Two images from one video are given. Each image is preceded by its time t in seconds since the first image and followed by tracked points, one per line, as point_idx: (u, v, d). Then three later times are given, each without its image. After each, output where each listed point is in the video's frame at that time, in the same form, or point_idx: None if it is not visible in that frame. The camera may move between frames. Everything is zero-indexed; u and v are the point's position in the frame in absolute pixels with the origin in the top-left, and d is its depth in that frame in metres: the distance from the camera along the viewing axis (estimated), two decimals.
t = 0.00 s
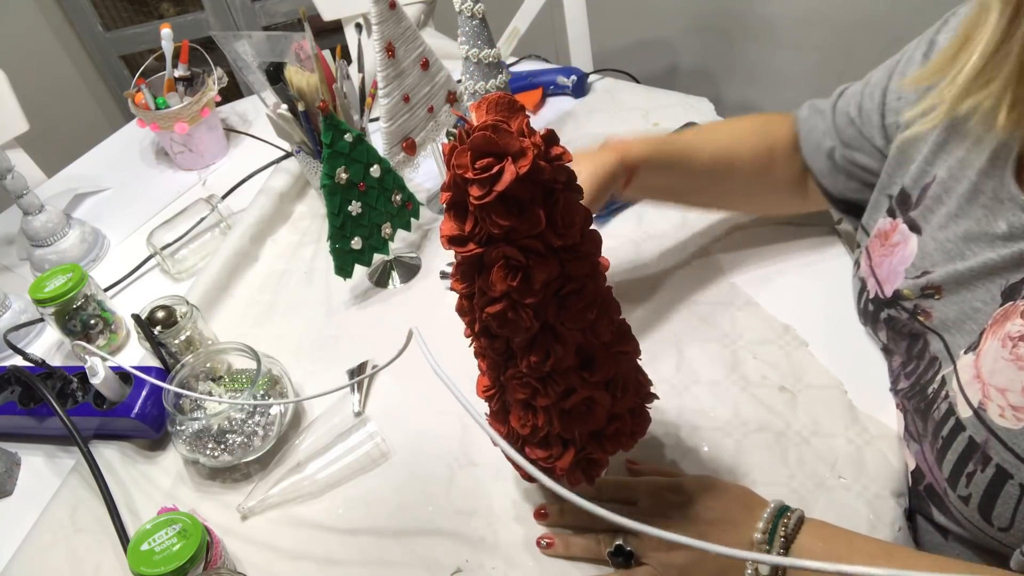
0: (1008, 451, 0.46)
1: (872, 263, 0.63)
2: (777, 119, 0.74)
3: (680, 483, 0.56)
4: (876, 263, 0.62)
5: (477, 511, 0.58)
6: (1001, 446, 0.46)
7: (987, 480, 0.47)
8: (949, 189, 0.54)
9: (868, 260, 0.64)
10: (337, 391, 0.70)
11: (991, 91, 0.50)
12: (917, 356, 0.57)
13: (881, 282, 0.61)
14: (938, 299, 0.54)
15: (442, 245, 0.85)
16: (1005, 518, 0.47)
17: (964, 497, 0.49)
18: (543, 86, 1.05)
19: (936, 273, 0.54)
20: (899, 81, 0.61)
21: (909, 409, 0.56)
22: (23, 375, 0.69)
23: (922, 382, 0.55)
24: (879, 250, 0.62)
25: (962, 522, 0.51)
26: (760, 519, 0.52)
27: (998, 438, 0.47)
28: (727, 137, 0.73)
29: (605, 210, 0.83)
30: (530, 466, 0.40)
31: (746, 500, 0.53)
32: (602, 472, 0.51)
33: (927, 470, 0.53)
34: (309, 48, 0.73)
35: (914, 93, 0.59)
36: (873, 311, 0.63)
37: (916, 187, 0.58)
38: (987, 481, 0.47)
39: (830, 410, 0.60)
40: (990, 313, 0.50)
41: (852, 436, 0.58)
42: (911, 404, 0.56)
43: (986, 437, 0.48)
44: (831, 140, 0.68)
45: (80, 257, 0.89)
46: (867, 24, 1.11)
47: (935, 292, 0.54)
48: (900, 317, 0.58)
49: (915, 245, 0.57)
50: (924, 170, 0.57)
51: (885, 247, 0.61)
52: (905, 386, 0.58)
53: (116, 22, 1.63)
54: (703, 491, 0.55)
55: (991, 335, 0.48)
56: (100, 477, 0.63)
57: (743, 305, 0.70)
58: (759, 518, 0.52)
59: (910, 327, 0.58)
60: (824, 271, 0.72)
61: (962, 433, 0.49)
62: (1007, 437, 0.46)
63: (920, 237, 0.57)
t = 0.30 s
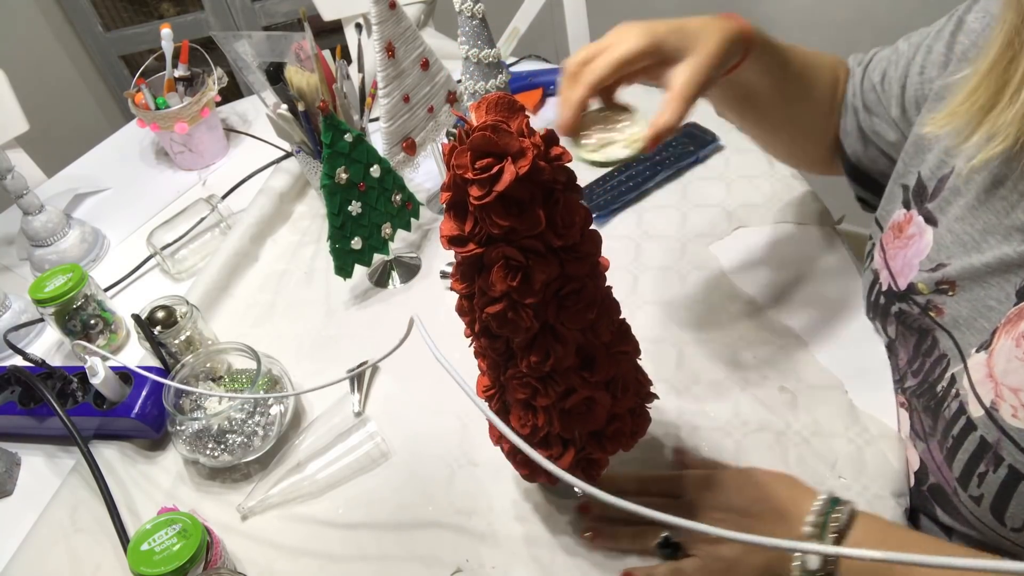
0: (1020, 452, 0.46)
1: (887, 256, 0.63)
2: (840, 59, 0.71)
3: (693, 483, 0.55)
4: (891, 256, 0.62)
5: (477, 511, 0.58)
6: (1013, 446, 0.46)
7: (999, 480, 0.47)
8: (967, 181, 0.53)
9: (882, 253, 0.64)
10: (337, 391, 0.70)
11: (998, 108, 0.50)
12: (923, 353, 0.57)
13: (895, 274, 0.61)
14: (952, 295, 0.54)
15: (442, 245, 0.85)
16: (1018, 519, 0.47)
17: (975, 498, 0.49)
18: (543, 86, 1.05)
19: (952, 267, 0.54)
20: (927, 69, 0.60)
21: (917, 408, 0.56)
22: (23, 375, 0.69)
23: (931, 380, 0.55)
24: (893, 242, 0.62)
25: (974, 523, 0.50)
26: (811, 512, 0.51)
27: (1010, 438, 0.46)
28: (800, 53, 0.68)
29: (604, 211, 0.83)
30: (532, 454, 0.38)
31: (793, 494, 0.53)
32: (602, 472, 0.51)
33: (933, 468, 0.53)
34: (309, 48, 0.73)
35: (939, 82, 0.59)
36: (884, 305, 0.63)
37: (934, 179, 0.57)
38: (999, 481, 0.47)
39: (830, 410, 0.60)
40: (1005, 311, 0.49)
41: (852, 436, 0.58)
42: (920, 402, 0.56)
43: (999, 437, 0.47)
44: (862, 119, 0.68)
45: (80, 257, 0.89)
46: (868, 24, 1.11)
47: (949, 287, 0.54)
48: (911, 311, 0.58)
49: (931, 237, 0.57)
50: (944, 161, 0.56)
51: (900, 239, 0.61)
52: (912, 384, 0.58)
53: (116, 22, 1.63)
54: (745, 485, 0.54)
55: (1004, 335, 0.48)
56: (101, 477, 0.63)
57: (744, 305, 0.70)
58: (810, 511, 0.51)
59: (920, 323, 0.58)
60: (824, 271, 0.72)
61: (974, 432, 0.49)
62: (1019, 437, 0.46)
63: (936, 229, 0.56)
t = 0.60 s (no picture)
0: None
1: (890, 261, 0.63)
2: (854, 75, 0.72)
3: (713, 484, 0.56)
4: (895, 261, 0.62)
5: (477, 511, 0.58)
6: None
7: (1016, 492, 0.48)
8: (970, 184, 0.53)
9: (885, 257, 0.64)
10: (337, 391, 0.70)
11: (1005, 111, 0.48)
12: (928, 359, 0.57)
13: (898, 279, 0.61)
14: (957, 302, 0.54)
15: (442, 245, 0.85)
16: None
17: (991, 508, 0.50)
18: (543, 86, 1.05)
19: (956, 273, 0.54)
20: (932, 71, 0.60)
21: (923, 413, 0.56)
22: (23, 375, 0.69)
23: (937, 386, 0.55)
24: (897, 246, 0.62)
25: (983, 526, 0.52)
26: (878, 506, 0.51)
27: None
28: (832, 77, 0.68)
29: (605, 211, 0.83)
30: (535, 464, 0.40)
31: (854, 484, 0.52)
32: (602, 472, 0.51)
33: (945, 474, 0.53)
34: (309, 48, 0.73)
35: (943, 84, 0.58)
36: (886, 309, 0.62)
37: (936, 183, 0.57)
38: (1015, 492, 0.48)
39: (830, 410, 0.60)
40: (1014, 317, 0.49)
41: (852, 436, 0.58)
42: (925, 408, 0.56)
43: (1014, 449, 0.47)
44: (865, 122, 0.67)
45: (80, 257, 0.89)
46: (867, 24, 1.11)
47: (954, 294, 0.54)
48: (914, 316, 0.58)
49: (934, 241, 0.57)
50: (946, 165, 0.56)
51: (903, 243, 0.61)
52: (916, 389, 0.58)
53: (116, 22, 1.63)
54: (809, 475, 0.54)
55: (1013, 342, 0.48)
56: (100, 477, 0.63)
57: (744, 305, 0.70)
58: (877, 505, 0.51)
59: (923, 328, 0.57)
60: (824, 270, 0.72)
61: (987, 443, 0.49)
62: None
63: (938, 233, 0.57)
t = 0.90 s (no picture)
0: None
1: (886, 268, 0.63)
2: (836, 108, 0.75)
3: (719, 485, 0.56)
4: (891, 268, 0.62)
5: (477, 510, 0.58)
6: None
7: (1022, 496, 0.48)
8: (963, 190, 0.54)
9: (881, 264, 0.64)
10: (337, 391, 0.70)
11: (1004, 112, 0.48)
12: (935, 364, 0.57)
13: (896, 287, 0.61)
14: (959, 308, 0.54)
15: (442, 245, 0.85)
16: None
17: (996, 511, 0.50)
18: (543, 86, 1.05)
19: (956, 282, 0.54)
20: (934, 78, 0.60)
21: (929, 416, 0.56)
22: (23, 374, 0.69)
23: (942, 389, 0.55)
24: (892, 253, 0.62)
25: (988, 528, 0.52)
26: (885, 509, 0.51)
27: None
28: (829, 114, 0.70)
29: (605, 211, 0.83)
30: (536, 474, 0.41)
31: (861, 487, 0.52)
32: (602, 472, 0.51)
33: (951, 478, 0.54)
34: (309, 48, 0.73)
35: (940, 91, 0.59)
36: (887, 317, 0.62)
37: (929, 190, 0.58)
38: (1021, 496, 0.48)
39: (830, 410, 0.60)
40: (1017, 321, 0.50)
41: (852, 436, 0.58)
42: (930, 410, 0.56)
43: (1020, 452, 0.48)
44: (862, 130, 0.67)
45: (80, 257, 0.89)
46: (867, 24, 1.11)
47: (955, 300, 0.55)
48: (916, 324, 0.59)
49: (928, 249, 0.57)
50: (937, 172, 0.57)
51: (898, 250, 0.61)
52: (919, 392, 0.58)
53: (116, 22, 1.64)
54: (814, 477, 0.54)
55: (1019, 346, 0.48)
56: (100, 477, 0.63)
57: (744, 306, 0.70)
58: (883, 508, 0.51)
59: (927, 335, 0.58)
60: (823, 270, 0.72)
61: (993, 446, 0.50)
62: None
63: (932, 240, 0.57)
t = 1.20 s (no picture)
0: None
1: (884, 269, 0.63)
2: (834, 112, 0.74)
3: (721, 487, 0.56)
4: (888, 270, 0.62)
5: (477, 510, 0.58)
6: None
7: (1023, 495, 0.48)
8: (962, 190, 0.54)
9: (879, 265, 0.64)
10: (337, 391, 0.70)
11: (1003, 111, 0.48)
12: (936, 364, 0.57)
13: (895, 288, 0.61)
14: (959, 309, 0.54)
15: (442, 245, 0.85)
16: None
17: (998, 510, 0.50)
18: (543, 86, 1.05)
19: (956, 283, 0.54)
20: (928, 81, 0.60)
21: (930, 416, 0.56)
22: (23, 374, 0.69)
23: (943, 389, 0.55)
24: (890, 254, 0.62)
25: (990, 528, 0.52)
26: (884, 508, 0.51)
27: None
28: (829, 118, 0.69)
29: (605, 211, 0.83)
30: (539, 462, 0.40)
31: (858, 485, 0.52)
32: (603, 472, 0.51)
33: (953, 477, 0.54)
34: (309, 48, 0.73)
35: (938, 91, 0.59)
36: (886, 318, 0.62)
37: (928, 190, 0.58)
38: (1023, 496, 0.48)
39: (830, 410, 0.60)
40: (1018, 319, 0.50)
41: (852, 436, 0.58)
42: (930, 409, 0.56)
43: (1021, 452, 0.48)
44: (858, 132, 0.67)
45: (80, 257, 0.89)
46: (867, 24, 1.11)
47: (955, 301, 0.55)
48: (916, 325, 0.59)
49: (927, 249, 0.57)
50: (936, 172, 0.57)
51: (896, 251, 0.61)
52: (920, 392, 0.58)
53: (116, 22, 1.64)
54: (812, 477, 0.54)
55: (1019, 345, 0.48)
56: (100, 477, 0.63)
57: (744, 306, 0.70)
58: (882, 507, 0.51)
59: (929, 336, 0.58)
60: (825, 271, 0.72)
61: (995, 446, 0.50)
62: None
63: (931, 240, 0.57)
